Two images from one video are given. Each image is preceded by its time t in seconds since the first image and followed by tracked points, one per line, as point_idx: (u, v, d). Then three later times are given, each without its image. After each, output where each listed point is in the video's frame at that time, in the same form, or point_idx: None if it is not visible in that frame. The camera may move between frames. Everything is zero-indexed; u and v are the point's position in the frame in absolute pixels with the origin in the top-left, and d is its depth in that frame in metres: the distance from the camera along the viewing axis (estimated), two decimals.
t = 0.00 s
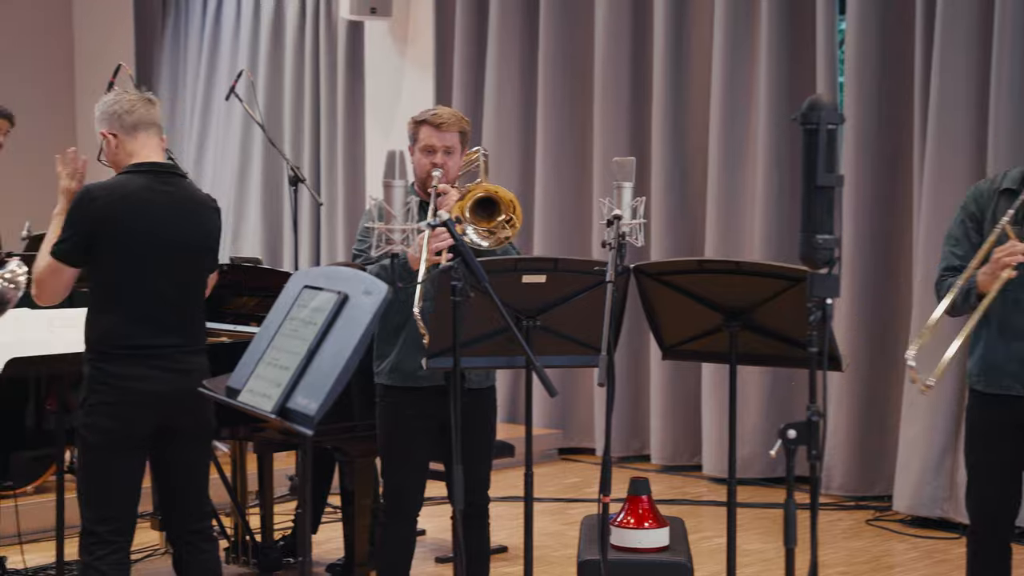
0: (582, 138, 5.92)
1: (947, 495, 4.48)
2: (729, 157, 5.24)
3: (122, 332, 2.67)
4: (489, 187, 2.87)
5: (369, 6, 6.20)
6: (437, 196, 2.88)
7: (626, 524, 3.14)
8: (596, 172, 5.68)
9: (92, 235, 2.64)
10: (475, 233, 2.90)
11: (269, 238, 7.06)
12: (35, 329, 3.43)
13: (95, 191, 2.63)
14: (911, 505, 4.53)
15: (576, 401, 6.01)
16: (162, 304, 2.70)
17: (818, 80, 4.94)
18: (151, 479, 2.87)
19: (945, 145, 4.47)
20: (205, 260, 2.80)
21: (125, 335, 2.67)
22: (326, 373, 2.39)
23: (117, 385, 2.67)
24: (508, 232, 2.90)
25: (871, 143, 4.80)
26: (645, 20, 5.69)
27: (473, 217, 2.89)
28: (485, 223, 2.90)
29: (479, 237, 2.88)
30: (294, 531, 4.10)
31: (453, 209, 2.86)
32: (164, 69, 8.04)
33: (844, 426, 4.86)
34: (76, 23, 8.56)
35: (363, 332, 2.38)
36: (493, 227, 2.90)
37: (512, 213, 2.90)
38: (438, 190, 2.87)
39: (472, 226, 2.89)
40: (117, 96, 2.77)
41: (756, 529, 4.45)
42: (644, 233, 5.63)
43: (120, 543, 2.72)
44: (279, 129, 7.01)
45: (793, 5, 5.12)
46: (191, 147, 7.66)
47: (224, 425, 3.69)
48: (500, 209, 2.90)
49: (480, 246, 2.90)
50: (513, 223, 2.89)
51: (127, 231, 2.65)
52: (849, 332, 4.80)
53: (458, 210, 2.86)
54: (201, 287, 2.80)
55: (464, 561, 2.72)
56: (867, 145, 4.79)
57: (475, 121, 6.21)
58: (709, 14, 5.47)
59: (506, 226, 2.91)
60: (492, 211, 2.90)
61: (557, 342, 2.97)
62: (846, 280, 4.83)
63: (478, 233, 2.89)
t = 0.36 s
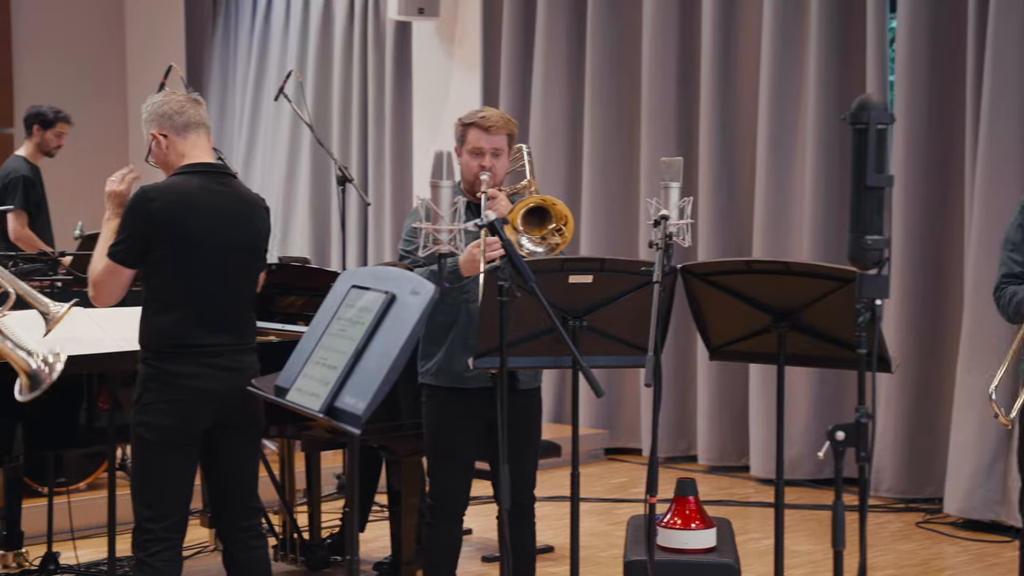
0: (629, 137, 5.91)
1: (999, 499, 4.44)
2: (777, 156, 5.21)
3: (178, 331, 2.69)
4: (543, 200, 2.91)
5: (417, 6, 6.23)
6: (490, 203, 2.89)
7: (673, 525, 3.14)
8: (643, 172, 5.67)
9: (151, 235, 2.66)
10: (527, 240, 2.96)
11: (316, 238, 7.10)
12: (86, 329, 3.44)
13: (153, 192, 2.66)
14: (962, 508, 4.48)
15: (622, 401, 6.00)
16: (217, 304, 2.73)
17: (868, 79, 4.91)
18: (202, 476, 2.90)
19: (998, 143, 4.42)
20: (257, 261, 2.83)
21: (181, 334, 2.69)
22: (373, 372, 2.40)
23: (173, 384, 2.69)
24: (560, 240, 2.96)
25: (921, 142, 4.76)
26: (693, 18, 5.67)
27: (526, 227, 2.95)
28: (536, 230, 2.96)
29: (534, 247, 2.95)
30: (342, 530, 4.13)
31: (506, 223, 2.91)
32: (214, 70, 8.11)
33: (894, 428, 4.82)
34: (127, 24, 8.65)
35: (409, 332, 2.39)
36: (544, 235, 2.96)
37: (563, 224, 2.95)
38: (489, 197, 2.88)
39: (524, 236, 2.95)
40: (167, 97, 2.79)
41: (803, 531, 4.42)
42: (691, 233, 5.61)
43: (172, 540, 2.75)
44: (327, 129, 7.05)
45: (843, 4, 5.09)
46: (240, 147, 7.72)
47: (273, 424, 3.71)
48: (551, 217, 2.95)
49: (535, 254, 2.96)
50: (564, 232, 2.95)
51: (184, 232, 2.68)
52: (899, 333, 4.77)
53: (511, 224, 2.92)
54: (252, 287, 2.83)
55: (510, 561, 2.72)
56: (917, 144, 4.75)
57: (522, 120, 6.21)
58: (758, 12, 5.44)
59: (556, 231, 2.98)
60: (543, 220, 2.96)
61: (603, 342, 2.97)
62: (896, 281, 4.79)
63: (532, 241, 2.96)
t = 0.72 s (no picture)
0: (680, 136, 5.89)
1: None
2: (828, 156, 5.18)
3: (227, 331, 2.72)
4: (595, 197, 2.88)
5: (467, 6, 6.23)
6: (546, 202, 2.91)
7: (723, 526, 3.13)
8: (693, 172, 5.65)
9: (199, 236, 2.70)
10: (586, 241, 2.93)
11: (366, 238, 7.14)
12: (142, 327, 3.49)
13: (201, 194, 2.69)
14: (1017, 511, 4.43)
15: (672, 401, 5.98)
16: (265, 305, 2.76)
17: (922, 78, 4.86)
18: (254, 475, 2.93)
19: None
20: (307, 262, 2.85)
21: (230, 334, 2.72)
22: (424, 372, 2.41)
23: (223, 382, 2.73)
24: (617, 238, 2.92)
25: (976, 141, 4.70)
26: (744, 17, 5.64)
27: (582, 227, 2.92)
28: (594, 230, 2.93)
29: (592, 246, 2.92)
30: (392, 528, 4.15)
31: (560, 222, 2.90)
32: (266, 70, 8.16)
33: (947, 430, 4.78)
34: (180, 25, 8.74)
35: (460, 331, 2.40)
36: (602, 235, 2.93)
37: (619, 221, 2.91)
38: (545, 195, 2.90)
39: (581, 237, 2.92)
40: (219, 97, 2.83)
41: (855, 533, 4.39)
42: (742, 233, 5.59)
43: (224, 537, 2.78)
44: (377, 129, 7.08)
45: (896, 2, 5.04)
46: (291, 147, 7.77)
47: (324, 422, 3.73)
48: (607, 215, 2.92)
49: (594, 253, 2.93)
50: (621, 230, 2.91)
51: (231, 233, 2.70)
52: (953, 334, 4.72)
53: (565, 224, 2.90)
54: (302, 287, 2.85)
55: (559, 560, 2.73)
56: (972, 143, 4.70)
57: (572, 120, 6.21)
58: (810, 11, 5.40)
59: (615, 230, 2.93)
60: (599, 218, 2.92)
61: (652, 342, 2.97)
62: (950, 281, 4.74)
63: (590, 241, 2.92)
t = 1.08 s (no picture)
0: (733, 136, 5.87)
1: None
2: (884, 155, 5.13)
3: (276, 331, 2.74)
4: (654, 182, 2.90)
5: (519, 6, 6.23)
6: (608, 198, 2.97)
7: (776, 528, 3.12)
8: (746, 171, 5.63)
9: (249, 236, 2.72)
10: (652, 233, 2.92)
11: (418, 238, 7.16)
12: (197, 327, 3.53)
13: (249, 195, 2.72)
14: None
15: (724, 401, 5.96)
16: (316, 306, 2.78)
17: (980, 76, 4.81)
18: (306, 473, 2.95)
19: None
20: (357, 261, 2.86)
21: (279, 334, 2.74)
22: (476, 372, 2.41)
23: (273, 381, 2.75)
24: (682, 225, 2.90)
25: None
26: (798, 15, 5.60)
27: (646, 218, 2.92)
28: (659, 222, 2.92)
29: (658, 237, 2.90)
30: (443, 526, 4.16)
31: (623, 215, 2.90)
32: (320, 70, 8.21)
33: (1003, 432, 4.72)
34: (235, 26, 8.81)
35: (512, 331, 2.41)
36: (667, 225, 2.91)
37: (683, 208, 2.89)
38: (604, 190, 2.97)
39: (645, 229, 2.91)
40: (280, 95, 2.85)
41: (911, 536, 4.35)
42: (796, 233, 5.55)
43: (276, 534, 2.80)
44: (429, 129, 7.10)
45: None
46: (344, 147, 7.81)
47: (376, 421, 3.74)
48: (671, 204, 2.91)
49: (662, 245, 2.91)
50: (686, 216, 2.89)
51: (280, 234, 2.72)
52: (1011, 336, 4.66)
53: (628, 215, 2.90)
54: (352, 286, 2.86)
55: (611, 561, 2.72)
56: None
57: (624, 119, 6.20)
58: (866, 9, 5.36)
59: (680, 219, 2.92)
60: (663, 208, 2.92)
61: (706, 342, 2.96)
62: (1008, 282, 4.68)
63: (657, 232, 2.91)
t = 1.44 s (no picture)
0: (784, 135, 5.83)
1: None
2: (939, 154, 5.08)
3: (328, 331, 2.76)
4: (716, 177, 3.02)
5: (570, 5, 6.22)
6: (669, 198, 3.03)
7: (829, 530, 3.09)
8: (798, 171, 5.59)
9: (301, 236, 2.74)
10: (717, 228, 3.01)
11: (468, 237, 7.18)
12: (250, 325, 3.56)
13: (302, 194, 2.73)
14: None
15: (775, 402, 5.92)
16: (367, 305, 2.79)
17: None
18: (358, 472, 2.97)
19: None
20: (407, 261, 2.87)
21: (331, 333, 2.76)
22: (526, 371, 2.41)
23: (325, 379, 2.77)
24: (747, 216, 3.00)
25: None
26: (851, 13, 5.55)
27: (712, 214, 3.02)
28: (722, 216, 3.03)
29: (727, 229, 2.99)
30: (493, 526, 4.17)
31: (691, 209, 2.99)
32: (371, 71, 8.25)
33: None
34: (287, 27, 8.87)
35: (563, 331, 2.40)
36: (731, 218, 3.01)
37: (746, 200, 3.01)
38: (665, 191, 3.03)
39: (710, 223, 3.00)
40: (353, 93, 2.85)
41: (966, 539, 4.30)
42: (849, 233, 5.51)
43: (328, 532, 2.82)
44: (479, 128, 7.12)
45: None
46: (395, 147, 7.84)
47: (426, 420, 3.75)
48: (732, 197, 3.02)
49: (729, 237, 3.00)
50: (750, 208, 3.00)
51: (332, 233, 2.74)
52: None
53: (696, 211, 2.99)
54: (403, 286, 2.87)
55: (663, 562, 2.72)
56: None
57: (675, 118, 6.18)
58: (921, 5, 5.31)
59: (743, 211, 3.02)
60: (726, 202, 3.03)
61: (757, 343, 2.94)
62: None
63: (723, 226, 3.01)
